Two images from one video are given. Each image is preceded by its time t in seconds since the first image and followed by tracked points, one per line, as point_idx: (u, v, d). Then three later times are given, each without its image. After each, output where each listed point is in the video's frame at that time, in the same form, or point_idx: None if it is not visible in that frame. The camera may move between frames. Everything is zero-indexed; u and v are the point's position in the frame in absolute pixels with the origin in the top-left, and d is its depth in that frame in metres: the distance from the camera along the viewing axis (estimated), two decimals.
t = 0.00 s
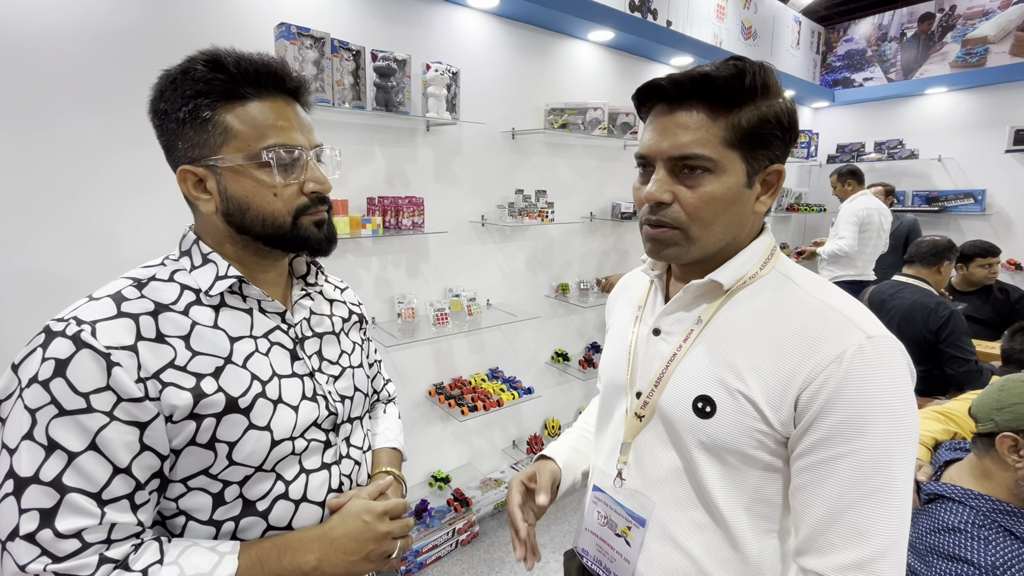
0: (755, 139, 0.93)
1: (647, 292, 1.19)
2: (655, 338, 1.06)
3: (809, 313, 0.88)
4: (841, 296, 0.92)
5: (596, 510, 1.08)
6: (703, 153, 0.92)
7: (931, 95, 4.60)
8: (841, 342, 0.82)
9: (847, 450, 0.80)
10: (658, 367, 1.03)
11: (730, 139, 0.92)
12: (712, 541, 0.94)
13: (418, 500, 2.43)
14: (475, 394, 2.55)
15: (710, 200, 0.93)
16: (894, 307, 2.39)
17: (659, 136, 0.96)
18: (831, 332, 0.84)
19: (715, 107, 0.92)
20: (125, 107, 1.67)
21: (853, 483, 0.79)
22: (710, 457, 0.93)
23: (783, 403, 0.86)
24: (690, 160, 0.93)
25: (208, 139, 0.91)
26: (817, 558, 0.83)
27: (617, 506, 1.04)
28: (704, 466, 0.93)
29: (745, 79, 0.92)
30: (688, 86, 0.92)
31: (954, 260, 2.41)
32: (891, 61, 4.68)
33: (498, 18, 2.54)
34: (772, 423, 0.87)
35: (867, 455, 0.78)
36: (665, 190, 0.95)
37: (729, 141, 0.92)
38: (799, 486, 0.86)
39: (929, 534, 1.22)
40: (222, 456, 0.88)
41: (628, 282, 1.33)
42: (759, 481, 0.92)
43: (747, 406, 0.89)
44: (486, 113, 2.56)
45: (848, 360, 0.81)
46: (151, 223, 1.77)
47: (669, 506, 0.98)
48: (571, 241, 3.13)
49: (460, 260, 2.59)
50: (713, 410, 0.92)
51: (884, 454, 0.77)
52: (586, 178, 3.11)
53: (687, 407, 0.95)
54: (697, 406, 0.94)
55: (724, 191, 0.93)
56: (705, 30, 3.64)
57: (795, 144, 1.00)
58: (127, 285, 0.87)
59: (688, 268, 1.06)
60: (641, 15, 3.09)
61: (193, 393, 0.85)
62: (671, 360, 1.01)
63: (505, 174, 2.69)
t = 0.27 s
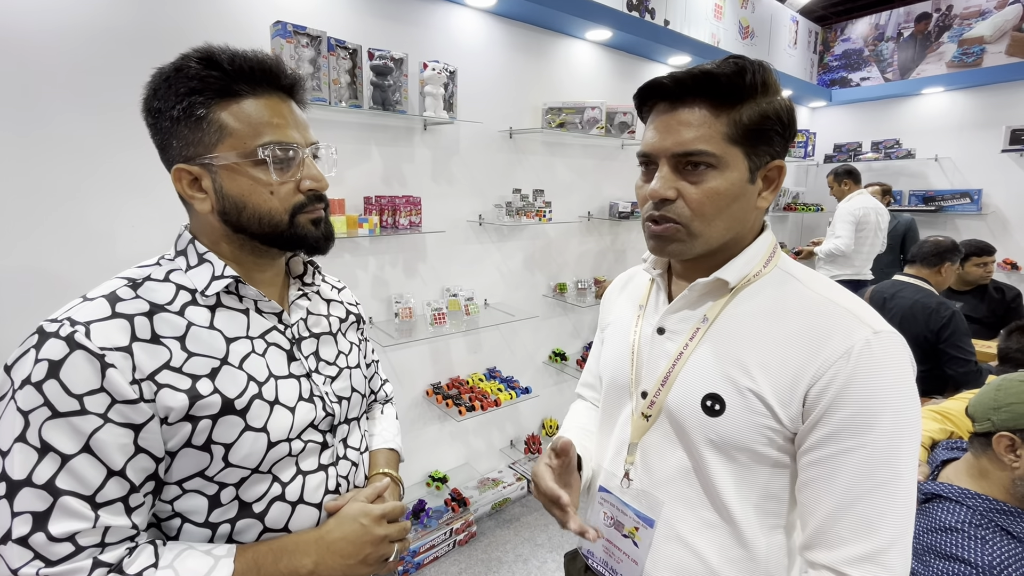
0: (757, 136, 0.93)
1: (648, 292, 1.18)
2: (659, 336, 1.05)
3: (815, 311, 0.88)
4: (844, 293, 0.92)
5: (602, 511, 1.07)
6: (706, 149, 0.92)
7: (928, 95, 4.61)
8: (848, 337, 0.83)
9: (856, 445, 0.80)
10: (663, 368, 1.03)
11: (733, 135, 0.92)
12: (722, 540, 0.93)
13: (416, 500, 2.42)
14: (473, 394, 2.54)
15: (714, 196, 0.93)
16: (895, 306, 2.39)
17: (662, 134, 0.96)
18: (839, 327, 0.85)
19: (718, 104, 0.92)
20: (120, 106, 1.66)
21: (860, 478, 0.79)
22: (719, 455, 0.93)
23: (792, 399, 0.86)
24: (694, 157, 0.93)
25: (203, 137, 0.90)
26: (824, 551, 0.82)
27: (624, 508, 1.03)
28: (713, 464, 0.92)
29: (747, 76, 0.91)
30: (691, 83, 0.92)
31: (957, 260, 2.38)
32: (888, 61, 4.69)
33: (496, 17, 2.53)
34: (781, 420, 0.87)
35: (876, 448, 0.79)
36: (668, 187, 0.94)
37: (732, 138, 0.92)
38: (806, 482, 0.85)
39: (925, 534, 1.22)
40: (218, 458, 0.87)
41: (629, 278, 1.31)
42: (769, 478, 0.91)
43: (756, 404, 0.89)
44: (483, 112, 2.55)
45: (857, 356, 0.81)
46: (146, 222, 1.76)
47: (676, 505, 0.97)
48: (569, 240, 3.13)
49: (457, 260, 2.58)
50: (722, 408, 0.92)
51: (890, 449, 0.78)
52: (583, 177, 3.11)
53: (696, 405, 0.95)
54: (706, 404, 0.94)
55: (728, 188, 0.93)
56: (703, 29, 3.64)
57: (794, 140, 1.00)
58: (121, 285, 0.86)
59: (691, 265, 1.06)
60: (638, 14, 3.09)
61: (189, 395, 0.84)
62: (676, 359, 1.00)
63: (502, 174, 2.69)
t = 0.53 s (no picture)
0: (762, 133, 0.93)
1: (648, 291, 1.17)
2: (664, 336, 1.05)
3: (821, 308, 0.89)
4: (846, 291, 0.92)
5: (608, 514, 1.05)
6: (711, 145, 0.92)
7: (924, 95, 4.63)
8: (856, 334, 0.83)
9: (866, 440, 0.80)
10: (669, 368, 1.02)
11: (738, 131, 0.92)
12: (729, 538, 0.93)
13: (413, 500, 2.41)
14: (471, 393, 2.54)
15: (719, 192, 0.93)
16: (894, 305, 2.40)
17: (667, 128, 0.95)
18: (846, 325, 0.85)
19: (724, 100, 0.92)
20: (114, 103, 1.65)
21: (870, 472, 0.80)
22: (729, 454, 0.92)
23: (802, 396, 0.86)
24: (699, 152, 0.93)
25: (193, 133, 0.90)
26: (834, 545, 0.83)
27: (631, 511, 1.00)
28: (722, 463, 0.92)
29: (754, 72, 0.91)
30: (698, 77, 0.92)
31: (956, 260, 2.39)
32: (885, 61, 4.71)
33: (493, 15, 2.52)
34: (792, 417, 0.87)
35: (886, 444, 0.79)
36: (673, 182, 0.94)
37: (737, 134, 0.92)
38: (815, 477, 0.86)
39: (924, 533, 1.21)
40: (212, 459, 0.86)
41: (626, 276, 1.30)
42: (779, 476, 0.91)
43: (767, 402, 0.89)
44: (480, 111, 2.54)
45: (865, 353, 0.81)
46: (141, 221, 1.74)
47: (685, 503, 0.97)
48: (566, 239, 3.12)
49: (455, 259, 2.57)
50: (732, 407, 0.91)
51: (898, 444, 0.79)
52: (581, 176, 3.11)
53: (705, 403, 0.94)
54: (716, 403, 0.93)
55: (732, 184, 0.93)
56: (701, 28, 3.64)
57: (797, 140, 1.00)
58: (113, 284, 0.85)
59: (693, 264, 1.05)
60: (636, 13, 3.08)
61: (182, 395, 0.83)
62: (683, 358, 1.00)
63: (499, 173, 2.68)
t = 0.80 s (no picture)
0: (746, 131, 0.92)
1: (638, 285, 1.16)
2: (651, 329, 1.04)
3: (800, 301, 0.89)
4: (829, 285, 0.92)
5: (596, 502, 1.07)
6: (697, 143, 0.91)
7: (920, 94, 4.64)
8: (832, 327, 0.84)
9: (843, 428, 0.80)
10: (656, 359, 1.02)
11: (723, 129, 0.91)
12: (711, 527, 0.92)
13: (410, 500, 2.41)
14: (468, 393, 2.53)
15: (704, 190, 0.92)
16: (891, 304, 2.40)
17: (653, 128, 0.95)
18: (824, 317, 0.85)
19: (708, 99, 0.92)
20: (106, 101, 1.63)
21: (847, 461, 0.80)
22: (710, 443, 0.92)
23: (781, 386, 0.86)
24: (685, 151, 0.92)
25: (176, 129, 0.89)
26: (813, 534, 0.83)
27: (617, 499, 1.02)
28: (704, 452, 0.92)
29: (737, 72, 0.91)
30: (682, 77, 0.91)
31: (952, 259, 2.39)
32: (881, 61, 4.72)
33: (490, 14, 2.51)
34: (771, 408, 0.87)
35: (861, 433, 0.79)
36: (660, 180, 0.93)
37: (722, 132, 0.91)
38: (795, 468, 0.85)
39: (921, 532, 1.22)
40: (207, 459, 0.85)
41: (620, 273, 1.30)
42: (760, 467, 0.91)
43: (747, 393, 0.89)
44: (477, 109, 2.53)
45: (842, 344, 0.81)
46: (133, 219, 1.72)
47: (668, 493, 0.97)
48: (563, 238, 3.12)
49: (452, 258, 2.56)
50: (713, 397, 0.91)
51: (874, 432, 0.79)
52: (578, 175, 3.10)
53: (687, 393, 0.94)
54: (698, 393, 0.93)
55: (717, 182, 0.92)
56: (698, 27, 3.64)
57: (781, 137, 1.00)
58: (106, 282, 0.83)
59: (680, 259, 1.05)
60: (633, 11, 3.08)
61: (183, 389, 0.83)
62: (667, 352, 1.00)
63: (496, 172, 2.67)
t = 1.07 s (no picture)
0: (717, 133, 0.92)
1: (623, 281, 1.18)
2: (631, 323, 1.05)
3: (767, 292, 0.88)
4: (803, 280, 0.91)
5: (580, 487, 1.09)
6: (669, 147, 0.91)
7: (916, 94, 4.65)
8: (795, 316, 0.83)
9: (804, 414, 0.80)
10: (634, 349, 1.02)
11: (694, 132, 0.91)
12: (685, 512, 0.92)
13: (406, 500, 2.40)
14: (465, 393, 2.52)
15: (679, 191, 0.93)
16: (886, 304, 2.41)
17: (627, 134, 0.95)
18: (786, 306, 0.85)
19: (679, 103, 0.91)
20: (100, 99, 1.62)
21: (806, 445, 0.80)
22: (681, 428, 0.92)
23: (746, 372, 0.86)
24: (658, 154, 0.92)
25: (176, 128, 0.87)
26: (776, 516, 0.82)
27: (597, 483, 1.03)
28: (675, 437, 0.92)
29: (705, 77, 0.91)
30: (652, 84, 0.90)
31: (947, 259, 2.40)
32: (877, 61, 4.73)
33: (488, 14, 2.51)
34: (737, 394, 0.87)
35: (820, 418, 0.79)
36: (636, 183, 0.94)
37: (694, 135, 0.91)
38: (761, 452, 0.85)
39: (916, 531, 1.22)
40: (207, 455, 0.84)
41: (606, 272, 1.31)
42: (729, 450, 0.90)
43: (714, 379, 0.89)
44: (474, 109, 2.53)
45: (802, 332, 0.81)
46: (126, 218, 1.71)
47: (644, 478, 0.97)
48: (560, 238, 3.11)
49: (448, 258, 2.56)
50: (683, 383, 0.92)
51: (834, 418, 0.79)
52: (575, 175, 3.10)
53: (660, 381, 0.94)
54: (668, 380, 0.93)
55: (691, 183, 0.93)
56: (694, 27, 3.64)
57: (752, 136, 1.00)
58: (104, 281, 0.82)
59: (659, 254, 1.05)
60: (629, 11, 3.08)
61: (187, 382, 0.82)
62: (644, 342, 1.00)
63: (493, 172, 2.66)
